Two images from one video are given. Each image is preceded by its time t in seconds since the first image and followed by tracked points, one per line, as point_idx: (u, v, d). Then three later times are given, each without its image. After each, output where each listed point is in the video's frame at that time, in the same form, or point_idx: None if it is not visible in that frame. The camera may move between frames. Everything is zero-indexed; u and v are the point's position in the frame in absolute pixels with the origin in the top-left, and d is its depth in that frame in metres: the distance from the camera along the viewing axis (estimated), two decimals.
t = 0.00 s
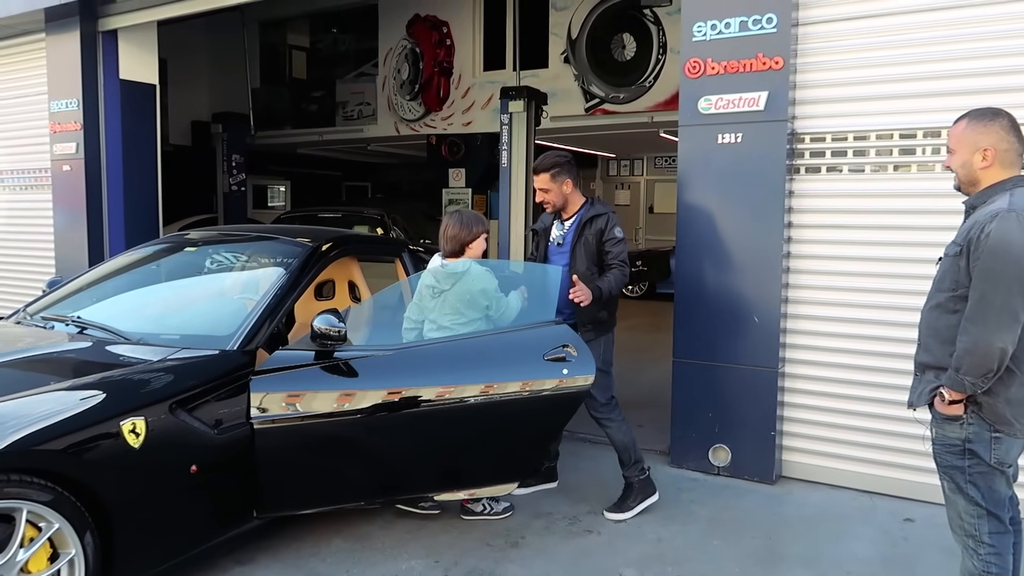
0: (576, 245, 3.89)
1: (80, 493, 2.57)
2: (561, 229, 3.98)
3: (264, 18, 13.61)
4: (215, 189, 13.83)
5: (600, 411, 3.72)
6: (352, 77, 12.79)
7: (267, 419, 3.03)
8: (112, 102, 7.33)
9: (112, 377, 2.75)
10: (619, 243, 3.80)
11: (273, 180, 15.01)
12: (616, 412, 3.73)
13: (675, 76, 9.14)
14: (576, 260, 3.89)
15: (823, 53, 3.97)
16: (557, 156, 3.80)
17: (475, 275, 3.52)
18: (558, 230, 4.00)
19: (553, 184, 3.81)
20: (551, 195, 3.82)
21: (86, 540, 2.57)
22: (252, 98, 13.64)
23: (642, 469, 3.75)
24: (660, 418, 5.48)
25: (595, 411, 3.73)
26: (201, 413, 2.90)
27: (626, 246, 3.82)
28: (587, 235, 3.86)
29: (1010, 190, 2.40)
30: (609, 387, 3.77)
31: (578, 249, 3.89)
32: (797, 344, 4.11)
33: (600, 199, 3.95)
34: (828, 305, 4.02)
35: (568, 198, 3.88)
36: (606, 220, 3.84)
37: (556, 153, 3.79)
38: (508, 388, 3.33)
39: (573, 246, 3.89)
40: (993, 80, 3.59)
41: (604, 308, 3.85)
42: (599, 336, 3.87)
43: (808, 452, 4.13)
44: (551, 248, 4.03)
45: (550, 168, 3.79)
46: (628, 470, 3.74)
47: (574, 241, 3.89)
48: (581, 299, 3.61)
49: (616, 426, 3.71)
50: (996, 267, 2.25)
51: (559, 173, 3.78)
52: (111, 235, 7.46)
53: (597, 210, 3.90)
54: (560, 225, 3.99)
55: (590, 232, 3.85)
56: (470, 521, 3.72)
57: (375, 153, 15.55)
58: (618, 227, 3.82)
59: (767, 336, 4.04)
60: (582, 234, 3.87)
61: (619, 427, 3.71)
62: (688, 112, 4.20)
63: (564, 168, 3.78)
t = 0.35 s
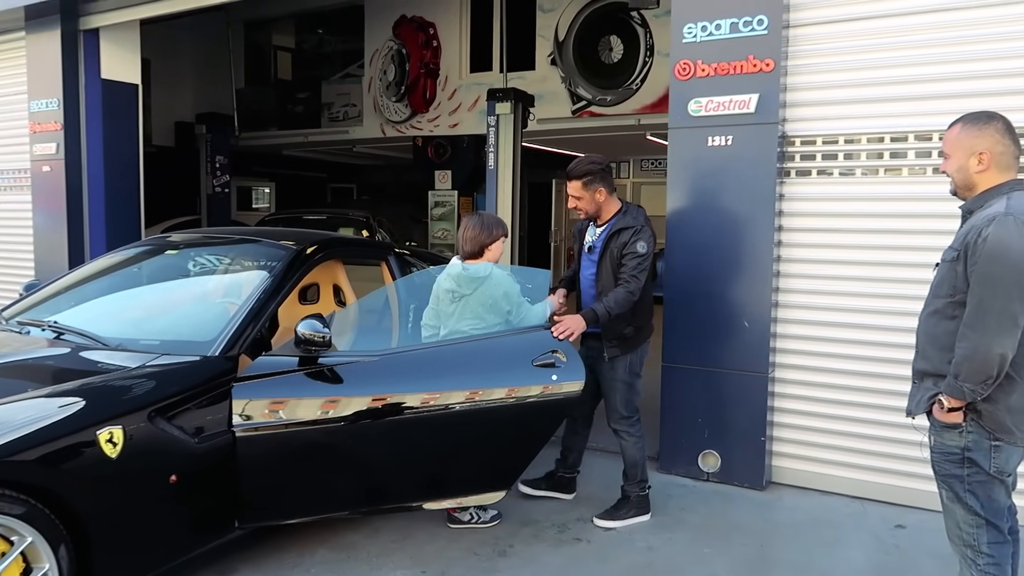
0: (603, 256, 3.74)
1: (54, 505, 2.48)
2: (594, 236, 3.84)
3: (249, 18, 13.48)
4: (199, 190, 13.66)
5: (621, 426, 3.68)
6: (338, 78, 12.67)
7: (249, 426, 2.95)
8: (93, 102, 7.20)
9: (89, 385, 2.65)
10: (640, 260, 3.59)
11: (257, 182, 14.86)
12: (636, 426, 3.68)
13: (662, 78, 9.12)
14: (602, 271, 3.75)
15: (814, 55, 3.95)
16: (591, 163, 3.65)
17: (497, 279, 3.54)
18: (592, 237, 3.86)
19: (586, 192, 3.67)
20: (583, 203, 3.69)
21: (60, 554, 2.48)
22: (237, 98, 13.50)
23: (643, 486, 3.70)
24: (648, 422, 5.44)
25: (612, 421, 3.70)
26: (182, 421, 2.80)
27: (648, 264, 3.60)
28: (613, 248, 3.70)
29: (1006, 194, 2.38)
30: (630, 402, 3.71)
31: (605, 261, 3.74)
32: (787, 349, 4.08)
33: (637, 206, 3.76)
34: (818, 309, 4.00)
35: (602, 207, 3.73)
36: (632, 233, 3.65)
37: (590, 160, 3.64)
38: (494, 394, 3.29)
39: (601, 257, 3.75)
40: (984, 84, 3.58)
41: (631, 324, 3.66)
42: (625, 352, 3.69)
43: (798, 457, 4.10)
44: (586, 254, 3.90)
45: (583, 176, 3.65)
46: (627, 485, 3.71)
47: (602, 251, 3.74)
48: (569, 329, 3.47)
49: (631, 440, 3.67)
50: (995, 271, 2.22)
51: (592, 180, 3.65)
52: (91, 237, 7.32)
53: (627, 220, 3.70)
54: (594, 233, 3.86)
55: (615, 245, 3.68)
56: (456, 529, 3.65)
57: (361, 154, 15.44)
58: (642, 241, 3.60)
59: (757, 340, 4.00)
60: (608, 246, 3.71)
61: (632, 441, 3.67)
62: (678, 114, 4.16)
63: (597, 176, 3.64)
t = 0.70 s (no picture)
0: (590, 257, 3.70)
1: (11, 522, 2.37)
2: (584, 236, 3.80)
3: (215, 16, 13.23)
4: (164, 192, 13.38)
5: (614, 429, 3.65)
6: (306, 77, 12.48)
7: (217, 433, 2.86)
8: (53, 101, 6.98)
9: (48, 395, 2.55)
10: (625, 262, 3.52)
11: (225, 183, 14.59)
12: (624, 429, 3.66)
13: (634, 79, 9.13)
14: (590, 273, 3.71)
15: (787, 56, 3.97)
16: (577, 162, 3.61)
17: (500, 284, 3.61)
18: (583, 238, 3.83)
19: (572, 193, 3.64)
20: (569, 204, 3.66)
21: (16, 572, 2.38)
22: (203, 98, 13.25)
23: (621, 490, 3.68)
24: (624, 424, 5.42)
25: (601, 423, 3.69)
26: (146, 431, 2.70)
27: (634, 266, 3.53)
28: (599, 251, 3.65)
29: (979, 194, 2.40)
30: (621, 404, 3.68)
31: (593, 264, 3.69)
32: (762, 349, 4.08)
33: (626, 206, 3.72)
34: (793, 309, 4.01)
35: (590, 207, 3.69)
36: (618, 235, 3.59)
37: (576, 159, 3.61)
38: (442, 401, 3.18)
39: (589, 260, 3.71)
40: (953, 85, 3.62)
41: (619, 326, 3.61)
42: (614, 355, 3.65)
43: (773, 456, 4.11)
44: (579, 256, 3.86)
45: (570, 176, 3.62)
46: (606, 487, 3.69)
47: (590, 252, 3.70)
48: (541, 330, 3.43)
49: (617, 443, 3.65)
50: (967, 271, 2.23)
51: (578, 180, 3.61)
52: (52, 240, 7.11)
53: (615, 222, 3.64)
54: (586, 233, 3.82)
55: (601, 248, 3.63)
56: (432, 535, 3.59)
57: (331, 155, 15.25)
58: (628, 245, 3.54)
59: (732, 340, 4.01)
60: (595, 250, 3.66)
61: (619, 444, 3.65)
62: (652, 115, 4.14)
63: (584, 176, 3.61)
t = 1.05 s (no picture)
0: (571, 253, 3.69)
1: None
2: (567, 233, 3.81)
3: (190, 14, 13.06)
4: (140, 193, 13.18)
5: (602, 429, 3.65)
6: (284, 77, 12.35)
7: (195, 436, 2.81)
8: (24, 100, 6.83)
9: (19, 400, 2.48)
10: (606, 259, 3.51)
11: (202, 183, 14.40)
12: (610, 430, 3.67)
13: (613, 79, 9.13)
14: (571, 269, 3.70)
15: (766, 56, 3.99)
16: (556, 159, 3.62)
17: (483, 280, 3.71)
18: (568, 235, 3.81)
19: (552, 189, 3.66)
20: (552, 200, 3.69)
21: None
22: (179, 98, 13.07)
23: (605, 490, 3.69)
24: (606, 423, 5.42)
25: (587, 424, 3.68)
26: (121, 437, 2.65)
27: (614, 263, 3.52)
28: (581, 249, 3.63)
29: (958, 194, 2.43)
30: (608, 405, 3.67)
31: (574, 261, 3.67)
32: (743, 347, 4.10)
33: (608, 202, 3.72)
34: (773, 307, 4.04)
35: (570, 203, 3.69)
36: (599, 232, 3.58)
37: (555, 156, 3.62)
38: (410, 404, 3.13)
39: (570, 258, 3.69)
40: (929, 85, 3.66)
41: (599, 323, 3.60)
42: (593, 353, 3.64)
43: (755, 455, 4.14)
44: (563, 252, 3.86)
45: (548, 172, 3.64)
46: (590, 488, 3.69)
47: (571, 248, 3.69)
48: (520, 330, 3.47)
49: (604, 444, 3.66)
50: (943, 270, 2.24)
51: (556, 176, 3.63)
52: (24, 242, 6.97)
53: (598, 218, 3.62)
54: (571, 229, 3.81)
55: (583, 245, 3.62)
56: (415, 538, 3.57)
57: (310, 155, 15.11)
58: (609, 241, 3.53)
59: (713, 338, 4.02)
60: (576, 247, 3.65)
61: (604, 445, 3.66)
62: (633, 114, 4.15)
63: (562, 172, 3.61)
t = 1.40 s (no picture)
0: (570, 254, 3.69)
1: None
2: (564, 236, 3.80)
3: (186, 13, 13.02)
4: (136, 192, 13.15)
5: (600, 427, 3.66)
6: (281, 75, 12.33)
7: (196, 435, 2.81)
8: (19, 99, 6.81)
9: (15, 400, 2.48)
10: (606, 260, 3.52)
11: (199, 182, 14.36)
12: (607, 428, 3.67)
13: (610, 77, 9.13)
14: (570, 269, 3.70)
15: (764, 54, 3.99)
16: (548, 165, 3.60)
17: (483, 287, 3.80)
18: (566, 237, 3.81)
19: (546, 196, 3.65)
20: (547, 206, 3.69)
21: None
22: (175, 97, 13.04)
23: (604, 488, 3.69)
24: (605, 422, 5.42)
25: (584, 422, 3.69)
26: (120, 436, 2.64)
27: (614, 264, 3.53)
28: (580, 249, 3.63)
29: (956, 192, 2.44)
30: (605, 403, 3.68)
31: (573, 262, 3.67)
32: (741, 345, 4.11)
33: (606, 202, 3.71)
34: (771, 305, 4.04)
35: (566, 206, 3.68)
36: (599, 233, 3.58)
37: (546, 162, 3.60)
38: (377, 405, 3.08)
39: (569, 258, 3.69)
40: (927, 83, 3.66)
41: (598, 323, 3.60)
42: (591, 352, 3.65)
43: (753, 453, 4.14)
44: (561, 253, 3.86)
45: (540, 180, 3.63)
46: (588, 486, 3.70)
47: (569, 249, 3.69)
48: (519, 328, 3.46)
49: (601, 442, 3.66)
50: (940, 268, 2.25)
51: (548, 183, 3.61)
52: (21, 241, 6.94)
53: (597, 219, 3.63)
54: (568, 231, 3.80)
55: (583, 245, 3.62)
56: (412, 536, 3.56)
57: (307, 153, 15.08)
58: (609, 241, 3.54)
59: (712, 337, 4.03)
60: (576, 246, 3.65)
61: (602, 443, 3.66)
62: (631, 112, 4.15)
63: (554, 179, 3.60)
